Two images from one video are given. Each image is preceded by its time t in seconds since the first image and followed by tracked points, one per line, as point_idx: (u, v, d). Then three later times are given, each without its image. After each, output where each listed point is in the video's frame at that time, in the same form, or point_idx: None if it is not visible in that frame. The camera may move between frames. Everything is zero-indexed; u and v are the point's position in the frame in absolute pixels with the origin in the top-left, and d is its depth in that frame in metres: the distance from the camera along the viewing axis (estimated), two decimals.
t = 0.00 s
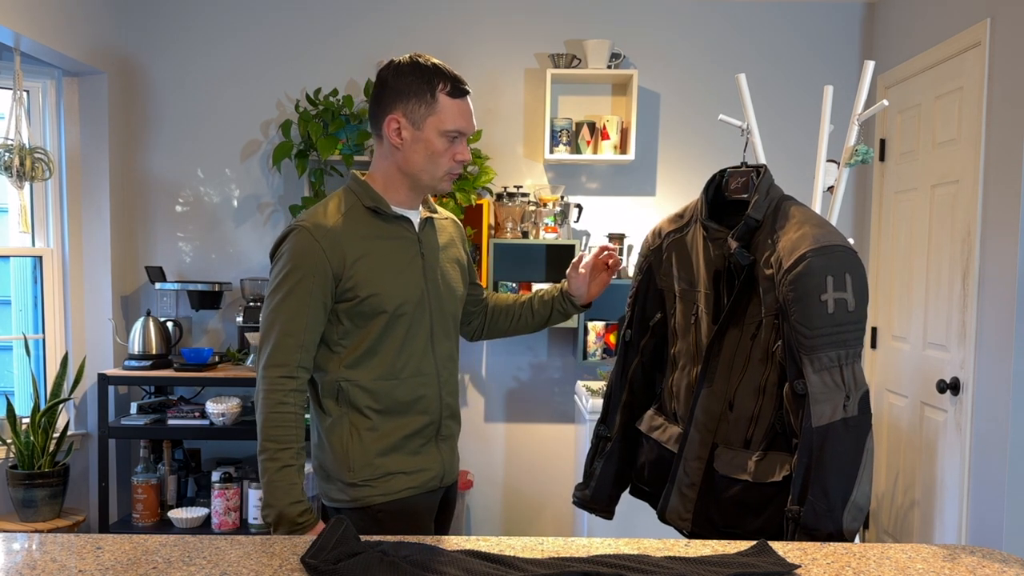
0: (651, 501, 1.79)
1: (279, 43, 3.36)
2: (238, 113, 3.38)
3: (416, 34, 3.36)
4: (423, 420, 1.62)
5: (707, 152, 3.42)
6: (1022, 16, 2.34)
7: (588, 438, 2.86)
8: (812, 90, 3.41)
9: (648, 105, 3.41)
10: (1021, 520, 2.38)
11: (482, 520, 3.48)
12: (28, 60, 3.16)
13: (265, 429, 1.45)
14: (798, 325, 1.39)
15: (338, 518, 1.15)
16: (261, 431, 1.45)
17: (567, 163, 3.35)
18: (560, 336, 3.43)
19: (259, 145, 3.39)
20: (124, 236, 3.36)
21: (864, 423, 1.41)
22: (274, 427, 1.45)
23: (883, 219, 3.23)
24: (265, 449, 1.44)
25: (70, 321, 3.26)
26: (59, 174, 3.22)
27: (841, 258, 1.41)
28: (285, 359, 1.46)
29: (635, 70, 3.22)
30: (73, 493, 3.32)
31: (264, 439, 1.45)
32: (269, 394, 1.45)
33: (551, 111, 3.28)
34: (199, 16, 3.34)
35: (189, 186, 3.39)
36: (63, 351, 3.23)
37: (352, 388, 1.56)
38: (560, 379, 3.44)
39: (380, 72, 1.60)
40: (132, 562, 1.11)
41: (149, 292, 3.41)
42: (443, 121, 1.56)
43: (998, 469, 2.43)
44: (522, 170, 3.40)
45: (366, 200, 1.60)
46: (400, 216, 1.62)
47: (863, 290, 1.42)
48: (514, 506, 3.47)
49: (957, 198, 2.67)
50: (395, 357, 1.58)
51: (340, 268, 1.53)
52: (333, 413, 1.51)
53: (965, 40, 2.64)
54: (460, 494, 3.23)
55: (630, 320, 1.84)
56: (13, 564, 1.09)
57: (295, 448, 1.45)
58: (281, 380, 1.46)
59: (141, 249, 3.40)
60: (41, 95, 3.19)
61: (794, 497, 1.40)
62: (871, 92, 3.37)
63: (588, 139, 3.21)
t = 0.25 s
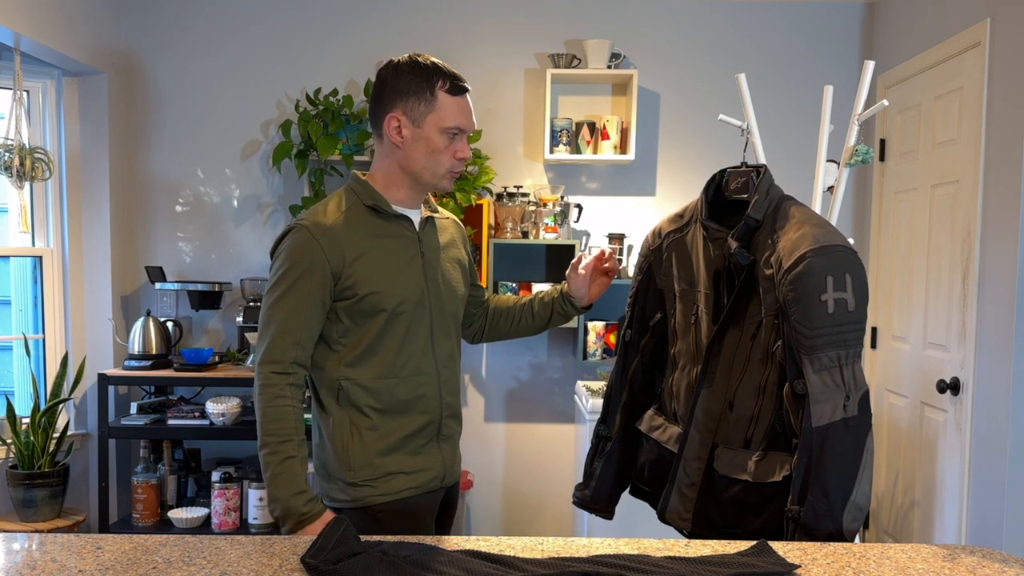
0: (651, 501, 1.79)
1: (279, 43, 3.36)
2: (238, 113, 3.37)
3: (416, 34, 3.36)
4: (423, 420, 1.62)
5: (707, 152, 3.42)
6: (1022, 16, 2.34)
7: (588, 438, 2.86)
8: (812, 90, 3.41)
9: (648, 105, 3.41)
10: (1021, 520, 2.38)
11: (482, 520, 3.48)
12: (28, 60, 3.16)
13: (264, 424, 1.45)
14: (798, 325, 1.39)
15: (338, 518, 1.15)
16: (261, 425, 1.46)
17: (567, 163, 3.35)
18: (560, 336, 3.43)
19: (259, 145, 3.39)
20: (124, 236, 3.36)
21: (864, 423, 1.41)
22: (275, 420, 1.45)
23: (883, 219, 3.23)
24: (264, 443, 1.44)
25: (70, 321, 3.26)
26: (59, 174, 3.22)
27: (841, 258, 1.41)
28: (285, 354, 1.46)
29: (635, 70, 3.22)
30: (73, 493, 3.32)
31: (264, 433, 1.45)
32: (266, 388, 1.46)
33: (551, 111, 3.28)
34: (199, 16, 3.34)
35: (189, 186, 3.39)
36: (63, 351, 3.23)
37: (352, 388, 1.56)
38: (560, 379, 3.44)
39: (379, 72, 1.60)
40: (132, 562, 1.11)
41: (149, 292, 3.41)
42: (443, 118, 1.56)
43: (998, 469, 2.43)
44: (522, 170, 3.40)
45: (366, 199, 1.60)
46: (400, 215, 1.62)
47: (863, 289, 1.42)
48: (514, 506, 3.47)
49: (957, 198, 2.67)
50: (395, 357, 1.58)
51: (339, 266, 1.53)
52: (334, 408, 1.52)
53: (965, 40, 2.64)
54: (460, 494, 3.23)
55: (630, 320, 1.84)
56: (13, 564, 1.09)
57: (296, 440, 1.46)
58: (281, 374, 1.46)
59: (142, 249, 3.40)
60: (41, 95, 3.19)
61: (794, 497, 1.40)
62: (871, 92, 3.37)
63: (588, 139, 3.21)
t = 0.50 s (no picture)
0: (651, 502, 1.79)
1: (279, 43, 3.36)
2: (238, 113, 3.37)
3: (416, 34, 3.36)
4: (420, 419, 1.62)
5: (707, 152, 3.42)
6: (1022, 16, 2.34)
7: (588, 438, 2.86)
8: (812, 90, 3.41)
9: (648, 105, 3.41)
10: (1021, 521, 2.38)
11: (481, 520, 3.48)
12: (28, 60, 3.16)
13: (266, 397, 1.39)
14: (798, 325, 1.39)
15: (338, 519, 1.15)
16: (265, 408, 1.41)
17: (567, 163, 3.35)
18: (560, 336, 3.43)
19: (259, 145, 3.39)
20: (124, 236, 3.36)
21: (864, 423, 1.41)
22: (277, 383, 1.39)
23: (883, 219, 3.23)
24: (272, 409, 1.38)
25: (70, 321, 3.26)
26: (60, 174, 3.22)
27: (841, 258, 1.41)
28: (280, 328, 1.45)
29: (635, 70, 3.22)
30: (73, 493, 3.32)
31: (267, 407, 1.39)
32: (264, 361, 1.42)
33: (551, 111, 3.28)
34: (199, 16, 3.34)
35: (189, 186, 3.39)
36: (63, 351, 3.23)
37: (348, 386, 1.56)
38: (560, 379, 3.44)
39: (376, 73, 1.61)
40: (132, 562, 1.11)
41: (150, 292, 3.41)
42: (438, 115, 1.56)
43: (998, 469, 2.43)
44: (522, 170, 3.40)
45: (365, 197, 1.60)
46: (397, 214, 1.62)
47: (863, 289, 1.42)
48: (514, 506, 3.47)
49: (957, 198, 2.67)
50: (391, 355, 1.58)
51: (334, 263, 1.54)
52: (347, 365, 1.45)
53: (965, 40, 2.64)
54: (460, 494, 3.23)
55: (630, 320, 1.84)
56: (13, 564, 1.09)
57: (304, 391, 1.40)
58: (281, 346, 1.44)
59: (142, 249, 3.40)
60: (41, 95, 3.19)
61: (794, 497, 1.40)
62: (871, 92, 3.37)
63: (588, 139, 3.21)
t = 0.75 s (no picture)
0: (651, 502, 1.79)
1: (279, 43, 3.36)
2: (238, 113, 3.37)
3: (416, 34, 3.36)
4: (420, 418, 1.61)
5: (707, 152, 3.42)
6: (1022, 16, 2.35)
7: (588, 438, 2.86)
8: (812, 90, 3.41)
9: (648, 105, 3.41)
10: (1021, 521, 2.38)
11: (481, 520, 3.48)
12: (28, 60, 3.16)
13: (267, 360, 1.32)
14: (798, 325, 1.39)
15: (338, 518, 1.15)
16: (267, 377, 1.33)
17: (567, 163, 3.35)
18: (560, 336, 3.43)
19: (259, 145, 3.39)
20: (124, 236, 3.36)
21: (864, 423, 1.41)
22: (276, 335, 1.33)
23: (883, 219, 3.23)
24: (293, 369, 1.24)
25: (70, 321, 3.26)
26: (60, 174, 3.22)
27: (841, 258, 1.41)
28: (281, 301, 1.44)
29: (635, 70, 3.22)
30: (73, 493, 3.32)
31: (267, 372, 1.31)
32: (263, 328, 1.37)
33: (551, 111, 3.28)
34: (199, 16, 3.34)
35: (189, 186, 3.39)
36: (63, 351, 3.23)
37: (347, 383, 1.57)
38: (560, 379, 3.44)
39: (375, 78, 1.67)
40: (132, 562, 1.11)
41: (150, 292, 3.41)
42: (403, 105, 1.55)
43: (998, 469, 2.43)
44: (522, 170, 3.40)
45: (365, 194, 1.62)
46: (398, 212, 1.63)
47: (863, 289, 1.42)
48: (514, 506, 3.47)
49: (957, 198, 2.67)
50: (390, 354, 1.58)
51: (335, 258, 1.54)
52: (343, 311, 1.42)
53: (965, 40, 2.64)
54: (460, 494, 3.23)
55: (630, 320, 1.84)
56: (13, 564, 1.09)
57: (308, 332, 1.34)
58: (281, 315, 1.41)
59: (142, 250, 3.40)
60: (41, 95, 3.19)
61: (794, 497, 1.40)
62: (871, 92, 3.37)
63: (588, 139, 3.21)
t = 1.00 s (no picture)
0: (652, 502, 1.79)
1: (279, 43, 3.36)
2: (238, 113, 3.37)
3: (416, 34, 3.36)
4: (411, 417, 1.60)
5: (707, 152, 3.42)
6: (1022, 16, 2.35)
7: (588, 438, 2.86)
8: (812, 91, 3.41)
9: (648, 105, 3.41)
10: (1021, 520, 2.38)
11: (481, 520, 3.48)
12: (28, 60, 3.16)
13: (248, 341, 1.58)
14: (798, 325, 1.39)
15: (338, 518, 1.15)
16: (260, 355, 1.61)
17: (567, 163, 3.35)
18: (560, 336, 3.43)
19: (259, 145, 3.39)
20: (124, 236, 3.36)
21: (864, 423, 1.41)
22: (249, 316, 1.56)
23: (883, 219, 3.23)
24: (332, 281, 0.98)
25: (70, 321, 3.26)
26: (60, 174, 3.22)
27: (841, 258, 1.41)
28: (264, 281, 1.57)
29: (635, 70, 3.22)
30: (73, 493, 3.32)
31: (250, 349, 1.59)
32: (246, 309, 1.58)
33: (551, 111, 3.28)
34: (199, 15, 3.34)
35: (189, 185, 3.39)
36: (63, 351, 3.23)
37: (338, 378, 1.58)
38: (560, 379, 3.45)
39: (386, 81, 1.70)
40: (132, 562, 1.11)
41: (150, 292, 3.41)
42: (385, 108, 1.56)
43: (998, 469, 2.43)
44: (522, 170, 3.40)
45: (365, 192, 1.64)
46: (396, 210, 1.64)
47: (863, 290, 1.42)
48: (514, 506, 3.47)
49: (957, 198, 2.67)
50: (382, 350, 1.58)
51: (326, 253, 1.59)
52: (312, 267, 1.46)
53: (965, 40, 2.64)
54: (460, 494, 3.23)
55: (630, 320, 1.84)
56: (13, 564, 1.09)
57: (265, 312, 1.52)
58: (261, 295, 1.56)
59: (142, 250, 3.40)
60: (41, 95, 3.19)
61: (794, 497, 1.40)
62: (871, 92, 3.37)
63: (588, 139, 3.21)
